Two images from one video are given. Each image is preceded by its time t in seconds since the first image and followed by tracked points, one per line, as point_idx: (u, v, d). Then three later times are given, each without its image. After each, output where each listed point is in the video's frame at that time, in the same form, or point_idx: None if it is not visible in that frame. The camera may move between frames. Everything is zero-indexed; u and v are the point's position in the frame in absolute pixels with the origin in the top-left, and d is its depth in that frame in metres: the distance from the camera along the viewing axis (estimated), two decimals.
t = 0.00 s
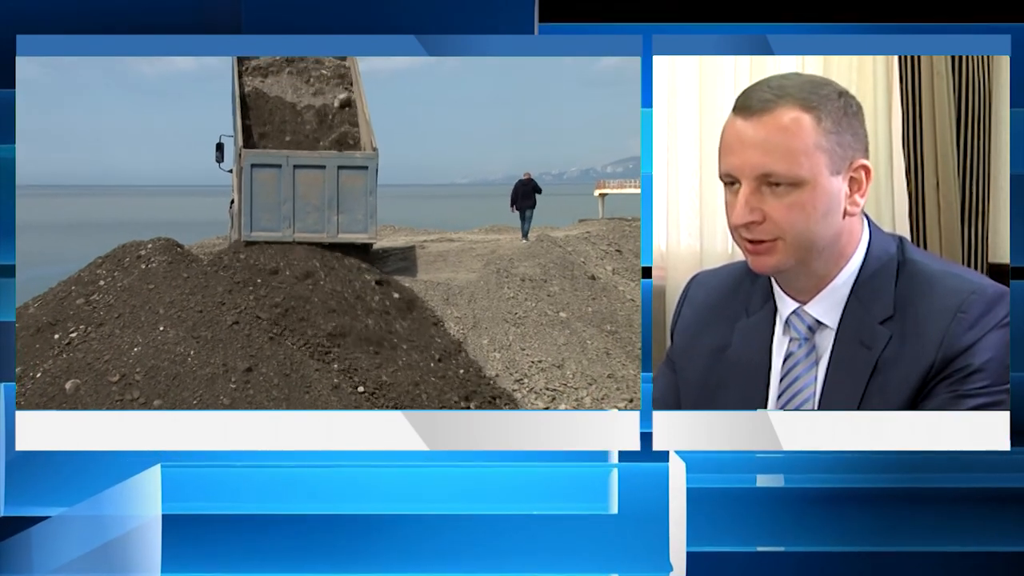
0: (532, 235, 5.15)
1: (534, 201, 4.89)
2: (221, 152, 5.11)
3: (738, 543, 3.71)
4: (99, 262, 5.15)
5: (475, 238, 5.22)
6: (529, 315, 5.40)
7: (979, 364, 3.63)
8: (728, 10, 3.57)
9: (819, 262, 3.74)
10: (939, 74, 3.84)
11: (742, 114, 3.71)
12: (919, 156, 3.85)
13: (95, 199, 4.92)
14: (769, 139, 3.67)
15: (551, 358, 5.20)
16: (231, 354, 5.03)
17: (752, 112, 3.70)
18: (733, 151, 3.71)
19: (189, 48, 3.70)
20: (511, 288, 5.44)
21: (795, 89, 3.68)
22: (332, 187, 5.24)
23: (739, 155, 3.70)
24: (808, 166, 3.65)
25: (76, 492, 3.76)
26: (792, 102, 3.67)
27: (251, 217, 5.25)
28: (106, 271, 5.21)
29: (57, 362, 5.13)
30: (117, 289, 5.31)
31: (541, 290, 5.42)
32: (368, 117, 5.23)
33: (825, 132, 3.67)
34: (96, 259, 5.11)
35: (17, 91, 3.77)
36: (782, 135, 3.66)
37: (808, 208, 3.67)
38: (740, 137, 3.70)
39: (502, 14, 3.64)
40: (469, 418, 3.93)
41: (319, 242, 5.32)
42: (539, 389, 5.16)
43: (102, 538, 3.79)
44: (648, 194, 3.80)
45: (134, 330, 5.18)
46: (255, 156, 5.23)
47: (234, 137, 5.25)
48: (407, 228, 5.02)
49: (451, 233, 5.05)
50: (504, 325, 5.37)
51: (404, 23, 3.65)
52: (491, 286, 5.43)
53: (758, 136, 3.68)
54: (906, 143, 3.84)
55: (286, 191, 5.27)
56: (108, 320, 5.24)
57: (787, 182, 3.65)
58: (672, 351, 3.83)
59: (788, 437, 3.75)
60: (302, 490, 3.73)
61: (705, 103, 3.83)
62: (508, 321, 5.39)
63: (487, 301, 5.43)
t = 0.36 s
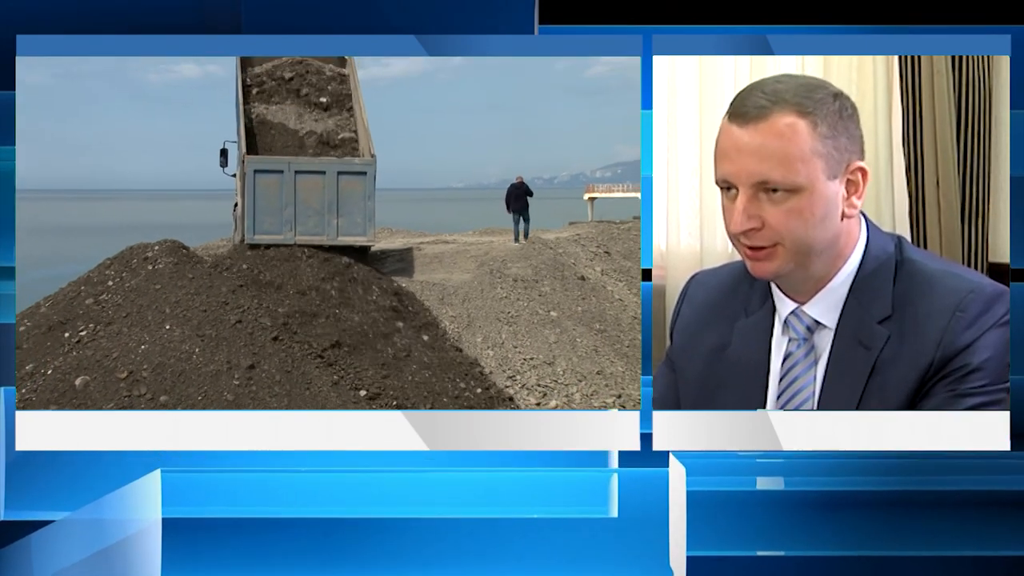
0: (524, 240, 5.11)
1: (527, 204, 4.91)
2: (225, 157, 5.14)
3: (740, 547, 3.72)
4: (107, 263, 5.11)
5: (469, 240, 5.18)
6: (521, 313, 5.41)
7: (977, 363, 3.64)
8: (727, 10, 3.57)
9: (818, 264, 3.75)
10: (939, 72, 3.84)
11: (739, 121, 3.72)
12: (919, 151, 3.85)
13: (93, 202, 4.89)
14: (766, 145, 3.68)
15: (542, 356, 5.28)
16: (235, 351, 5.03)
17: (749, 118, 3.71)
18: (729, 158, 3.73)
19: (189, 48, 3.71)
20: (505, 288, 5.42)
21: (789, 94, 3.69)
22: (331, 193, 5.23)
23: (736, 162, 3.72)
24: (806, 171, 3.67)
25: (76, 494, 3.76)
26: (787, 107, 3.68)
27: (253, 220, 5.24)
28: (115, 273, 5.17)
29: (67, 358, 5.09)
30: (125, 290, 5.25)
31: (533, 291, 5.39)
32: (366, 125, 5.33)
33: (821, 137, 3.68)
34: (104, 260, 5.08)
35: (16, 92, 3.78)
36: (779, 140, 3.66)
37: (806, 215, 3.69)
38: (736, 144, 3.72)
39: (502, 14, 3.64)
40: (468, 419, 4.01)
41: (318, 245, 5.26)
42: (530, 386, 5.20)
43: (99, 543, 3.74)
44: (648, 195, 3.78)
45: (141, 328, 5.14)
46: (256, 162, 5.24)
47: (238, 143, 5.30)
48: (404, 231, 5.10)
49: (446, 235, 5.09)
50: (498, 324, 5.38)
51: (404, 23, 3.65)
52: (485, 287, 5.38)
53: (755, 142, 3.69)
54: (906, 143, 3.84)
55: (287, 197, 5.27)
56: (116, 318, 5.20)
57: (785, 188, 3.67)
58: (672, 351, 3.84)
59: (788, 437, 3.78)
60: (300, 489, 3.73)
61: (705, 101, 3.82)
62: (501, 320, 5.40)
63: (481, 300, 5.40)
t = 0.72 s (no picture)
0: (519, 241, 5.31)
1: (524, 207, 4.96)
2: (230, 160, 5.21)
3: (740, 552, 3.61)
4: (116, 262, 5.12)
5: (465, 242, 5.38)
6: (515, 312, 5.54)
7: (977, 362, 3.57)
8: (728, 10, 3.54)
9: (820, 264, 3.69)
10: (940, 72, 3.78)
11: (741, 121, 3.64)
12: (920, 147, 3.79)
13: (93, 205, 4.82)
14: (769, 146, 3.61)
15: (535, 352, 5.35)
16: (241, 347, 4.93)
17: (751, 119, 3.63)
18: (732, 158, 3.65)
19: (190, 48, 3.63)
20: (499, 287, 5.59)
21: (791, 93, 3.61)
22: (332, 197, 5.33)
23: (739, 163, 3.64)
24: (808, 172, 3.61)
25: (74, 500, 3.67)
26: (790, 108, 3.60)
27: (258, 222, 5.32)
28: (124, 273, 5.17)
29: (78, 355, 4.98)
30: (134, 289, 5.20)
31: (527, 290, 5.57)
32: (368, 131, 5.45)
33: (824, 137, 3.61)
34: (114, 259, 5.10)
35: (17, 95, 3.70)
36: (781, 141, 3.60)
37: (809, 215, 3.62)
38: (740, 144, 3.64)
39: (501, 11, 3.56)
40: (469, 419, 3.85)
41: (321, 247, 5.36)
42: (524, 380, 5.24)
43: (101, 545, 3.68)
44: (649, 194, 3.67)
45: (150, 325, 5.07)
46: (261, 166, 5.33)
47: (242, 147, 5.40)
48: (404, 232, 5.20)
49: (445, 237, 5.18)
50: (492, 322, 5.46)
51: (405, 23, 3.57)
52: (481, 286, 5.56)
53: (758, 142, 3.62)
54: (907, 140, 3.78)
55: (292, 199, 5.37)
56: (128, 316, 5.13)
57: (788, 189, 3.61)
58: (671, 351, 3.77)
59: (788, 437, 3.67)
60: (289, 494, 3.64)
61: (705, 100, 3.76)
62: (495, 318, 5.48)
63: (476, 299, 5.55)
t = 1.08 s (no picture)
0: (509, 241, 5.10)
1: (522, 211, 4.92)
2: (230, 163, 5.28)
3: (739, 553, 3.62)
4: (126, 263, 5.10)
5: (461, 243, 5.15)
6: (509, 311, 5.41)
7: (976, 361, 3.57)
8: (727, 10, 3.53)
9: (818, 263, 3.70)
10: (939, 69, 3.75)
11: (738, 123, 3.65)
12: (919, 155, 3.77)
13: (96, 208, 4.84)
14: (766, 147, 3.62)
15: (528, 350, 5.30)
16: (244, 346, 5.05)
17: (746, 121, 3.64)
18: (728, 160, 3.66)
19: (189, 48, 3.62)
20: (493, 288, 5.44)
21: (787, 95, 3.63)
22: (332, 202, 5.26)
23: (737, 166, 3.65)
24: (806, 174, 3.62)
25: (74, 503, 3.67)
26: (786, 109, 3.62)
27: (261, 225, 5.24)
28: (133, 274, 5.16)
29: (91, 353, 5.11)
30: (142, 289, 5.22)
31: (520, 290, 5.40)
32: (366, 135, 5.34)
33: (820, 138, 3.62)
34: (123, 260, 5.07)
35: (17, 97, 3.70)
36: (779, 142, 3.61)
37: (806, 215, 3.64)
38: (736, 147, 3.65)
39: (501, 12, 3.56)
40: (469, 418, 3.78)
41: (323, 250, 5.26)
42: (517, 378, 5.24)
43: (101, 549, 3.69)
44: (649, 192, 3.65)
45: (157, 324, 5.19)
46: (264, 171, 5.26)
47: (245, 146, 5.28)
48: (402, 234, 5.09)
49: (439, 240, 5.02)
50: (487, 321, 5.39)
51: (404, 23, 3.57)
52: (475, 287, 5.36)
53: (755, 144, 3.63)
54: (906, 140, 3.76)
55: (293, 203, 5.31)
56: (135, 315, 5.22)
57: (785, 190, 3.63)
58: (672, 350, 3.76)
59: (788, 438, 3.66)
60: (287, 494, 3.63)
61: (705, 100, 3.70)
62: (491, 317, 5.41)
63: (470, 300, 5.42)
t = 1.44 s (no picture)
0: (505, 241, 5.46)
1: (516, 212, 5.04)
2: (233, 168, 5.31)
3: (737, 555, 3.60)
4: (133, 262, 5.22)
5: (457, 244, 5.39)
6: (502, 309, 5.79)
7: (976, 359, 3.56)
8: (727, 10, 3.53)
9: (819, 259, 3.68)
10: (938, 67, 3.75)
11: (740, 115, 3.62)
12: (919, 157, 3.77)
13: (94, 209, 4.81)
14: (768, 141, 3.59)
15: (521, 346, 5.60)
16: (249, 343, 5.08)
17: (751, 113, 3.61)
18: (731, 152, 3.63)
19: (189, 48, 3.63)
20: (488, 285, 5.78)
21: (792, 88, 3.59)
22: (333, 202, 5.27)
23: (739, 157, 3.62)
24: (808, 167, 3.59)
25: (75, 507, 3.66)
26: (789, 102, 3.58)
27: (264, 226, 5.25)
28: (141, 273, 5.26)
29: (101, 348, 5.15)
30: (150, 288, 5.29)
31: (513, 288, 5.84)
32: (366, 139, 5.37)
33: (824, 131, 3.58)
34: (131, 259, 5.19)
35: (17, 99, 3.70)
36: (781, 136, 3.58)
37: (808, 209, 3.61)
38: (739, 140, 3.62)
39: (501, 11, 3.56)
40: (469, 419, 3.81)
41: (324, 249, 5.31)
42: (511, 372, 5.49)
43: (101, 554, 3.69)
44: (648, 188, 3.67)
45: (164, 321, 5.20)
46: (269, 174, 5.26)
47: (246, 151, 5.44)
48: (402, 234, 5.19)
49: (437, 239, 5.20)
50: (481, 318, 5.71)
51: (403, 22, 3.56)
52: (471, 285, 5.70)
53: (757, 137, 3.60)
54: (906, 140, 3.75)
55: (294, 205, 5.30)
56: (143, 312, 5.25)
57: (788, 183, 3.59)
58: (671, 347, 3.76)
59: (788, 437, 3.69)
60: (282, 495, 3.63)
61: (705, 97, 3.70)
62: (484, 315, 5.74)
63: (467, 298, 5.73)
